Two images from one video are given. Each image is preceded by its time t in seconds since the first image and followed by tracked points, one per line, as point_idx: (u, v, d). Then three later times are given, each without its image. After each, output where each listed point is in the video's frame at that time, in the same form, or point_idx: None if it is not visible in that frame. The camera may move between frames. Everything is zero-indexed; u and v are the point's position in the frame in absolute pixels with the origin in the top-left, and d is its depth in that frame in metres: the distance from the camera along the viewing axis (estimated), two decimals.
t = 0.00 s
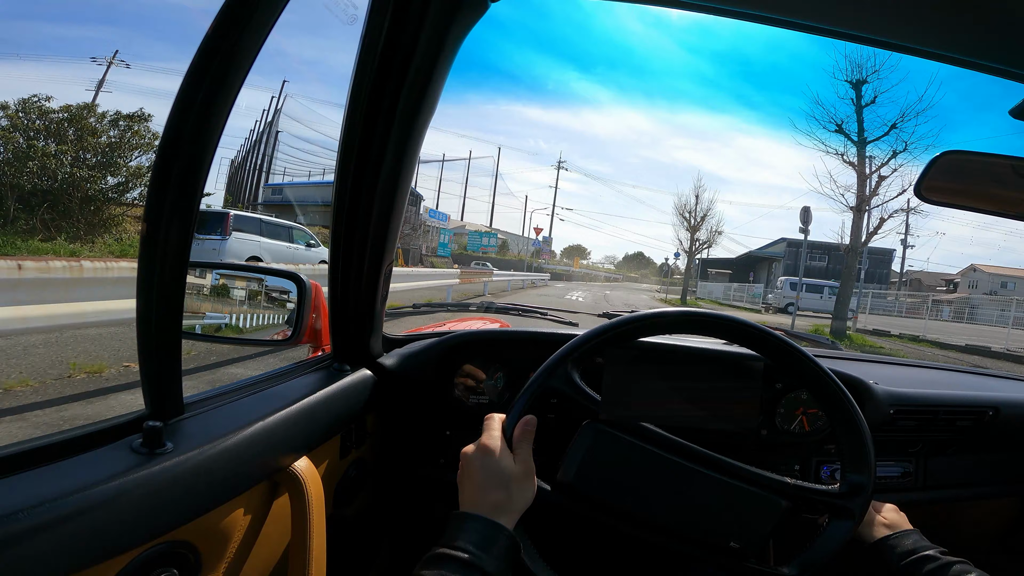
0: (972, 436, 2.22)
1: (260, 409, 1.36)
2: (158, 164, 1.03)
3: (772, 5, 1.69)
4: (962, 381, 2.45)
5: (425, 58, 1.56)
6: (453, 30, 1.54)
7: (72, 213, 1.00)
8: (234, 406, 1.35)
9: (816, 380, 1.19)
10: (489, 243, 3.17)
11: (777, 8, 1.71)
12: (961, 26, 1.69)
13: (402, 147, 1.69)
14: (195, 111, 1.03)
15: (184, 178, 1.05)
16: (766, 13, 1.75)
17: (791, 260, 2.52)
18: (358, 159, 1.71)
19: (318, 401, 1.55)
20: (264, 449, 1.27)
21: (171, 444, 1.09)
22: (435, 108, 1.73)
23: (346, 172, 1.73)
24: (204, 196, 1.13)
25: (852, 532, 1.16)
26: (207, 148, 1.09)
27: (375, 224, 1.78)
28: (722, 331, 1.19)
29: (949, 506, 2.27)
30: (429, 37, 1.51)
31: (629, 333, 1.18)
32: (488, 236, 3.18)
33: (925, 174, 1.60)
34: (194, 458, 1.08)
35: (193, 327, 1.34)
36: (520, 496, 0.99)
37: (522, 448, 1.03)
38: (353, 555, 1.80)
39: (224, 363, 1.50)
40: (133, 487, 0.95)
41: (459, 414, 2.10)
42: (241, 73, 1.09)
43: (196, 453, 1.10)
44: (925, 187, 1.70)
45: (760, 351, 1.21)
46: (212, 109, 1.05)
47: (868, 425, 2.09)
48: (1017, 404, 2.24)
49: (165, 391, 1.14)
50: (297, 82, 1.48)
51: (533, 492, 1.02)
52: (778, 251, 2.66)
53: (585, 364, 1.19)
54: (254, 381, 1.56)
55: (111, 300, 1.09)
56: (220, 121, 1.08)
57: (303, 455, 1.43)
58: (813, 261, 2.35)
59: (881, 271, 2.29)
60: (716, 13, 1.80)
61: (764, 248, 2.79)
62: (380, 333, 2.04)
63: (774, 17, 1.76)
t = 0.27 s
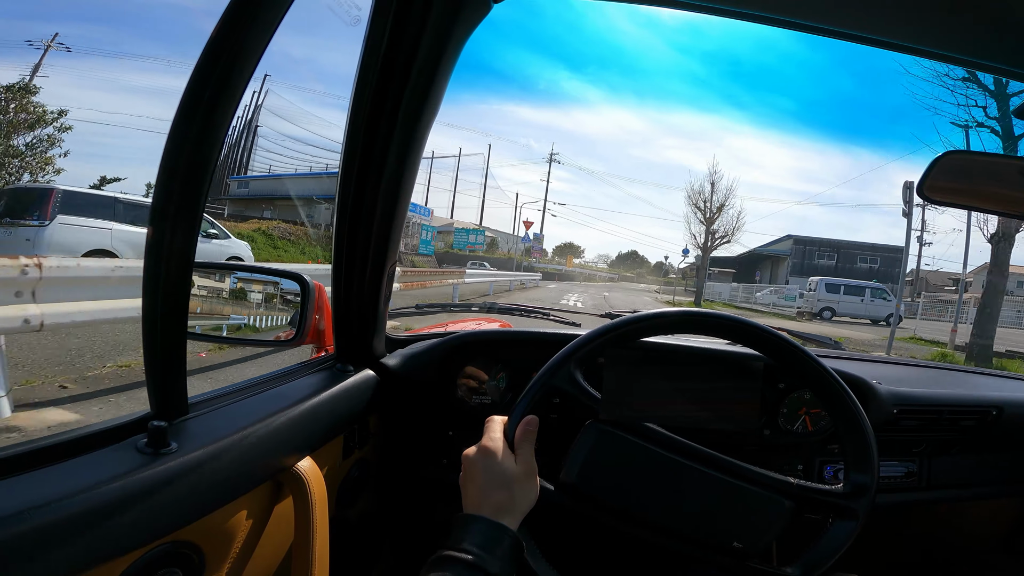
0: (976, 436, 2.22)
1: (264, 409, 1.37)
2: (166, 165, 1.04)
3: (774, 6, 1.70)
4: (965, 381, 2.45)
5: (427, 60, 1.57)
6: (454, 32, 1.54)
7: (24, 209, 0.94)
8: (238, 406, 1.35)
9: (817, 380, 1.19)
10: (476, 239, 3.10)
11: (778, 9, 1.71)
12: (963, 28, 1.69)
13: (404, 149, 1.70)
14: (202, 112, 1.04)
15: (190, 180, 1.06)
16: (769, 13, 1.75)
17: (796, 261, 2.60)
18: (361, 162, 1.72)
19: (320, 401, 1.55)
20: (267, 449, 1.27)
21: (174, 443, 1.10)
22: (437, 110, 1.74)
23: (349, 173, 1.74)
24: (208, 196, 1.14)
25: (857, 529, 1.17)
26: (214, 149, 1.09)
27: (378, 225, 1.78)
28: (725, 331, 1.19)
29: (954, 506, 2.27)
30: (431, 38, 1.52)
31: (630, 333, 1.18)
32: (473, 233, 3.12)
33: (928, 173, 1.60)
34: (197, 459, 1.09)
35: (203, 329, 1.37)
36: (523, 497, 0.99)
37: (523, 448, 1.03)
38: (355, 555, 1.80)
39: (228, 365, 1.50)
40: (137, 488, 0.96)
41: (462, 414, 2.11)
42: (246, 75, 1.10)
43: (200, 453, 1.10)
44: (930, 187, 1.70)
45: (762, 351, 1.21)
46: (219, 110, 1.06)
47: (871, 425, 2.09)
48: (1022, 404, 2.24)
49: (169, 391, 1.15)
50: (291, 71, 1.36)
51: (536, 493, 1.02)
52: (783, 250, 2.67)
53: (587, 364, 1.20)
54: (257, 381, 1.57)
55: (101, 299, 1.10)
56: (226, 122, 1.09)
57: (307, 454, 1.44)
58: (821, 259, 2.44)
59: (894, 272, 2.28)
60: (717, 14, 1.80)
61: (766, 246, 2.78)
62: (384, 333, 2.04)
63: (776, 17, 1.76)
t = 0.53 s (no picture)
0: (977, 439, 2.22)
1: (264, 408, 1.37)
2: (168, 162, 1.03)
3: (778, 7, 1.69)
4: (965, 384, 2.45)
5: (430, 59, 1.57)
6: (457, 30, 1.54)
7: None
8: (238, 403, 1.35)
9: (818, 382, 1.19)
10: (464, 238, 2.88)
11: (782, 10, 1.71)
12: (967, 32, 1.69)
13: (406, 148, 1.70)
14: (205, 108, 1.03)
15: (193, 178, 1.06)
16: (772, 14, 1.74)
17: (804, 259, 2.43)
18: (362, 160, 1.72)
19: (320, 400, 1.55)
20: (267, 447, 1.27)
21: (174, 440, 1.10)
22: (440, 109, 1.74)
23: (351, 172, 1.73)
24: (211, 194, 1.13)
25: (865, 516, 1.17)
26: (217, 146, 1.09)
27: (379, 224, 1.78)
28: (726, 333, 1.19)
29: (954, 508, 2.27)
30: (434, 37, 1.52)
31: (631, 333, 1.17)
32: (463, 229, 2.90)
33: (931, 176, 1.59)
34: (197, 457, 1.08)
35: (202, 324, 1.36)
36: (522, 516, 1.00)
37: (516, 469, 1.04)
38: (354, 554, 1.80)
39: (229, 362, 1.50)
40: (136, 485, 0.95)
41: (463, 413, 2.11)
42: (249, 72, 1.10)
43: (200, 450, 1.10)
44: (932, 189, 1.70)
45: (763, 352, 1.21)
46: (222, 107, 1.06)
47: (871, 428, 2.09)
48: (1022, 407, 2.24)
49: (170, 387, 1.15)
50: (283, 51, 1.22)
51: (535, 511, 1.03)
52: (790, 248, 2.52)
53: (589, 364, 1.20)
54: (258, 378, 1.56)
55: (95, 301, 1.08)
56: (229, 120, 1.09)
57: (307, 452, 1.44)
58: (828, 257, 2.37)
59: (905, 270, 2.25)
60: (720, 15, 1.79)
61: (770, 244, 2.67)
62: (384, 332, 2.04)
63: (780, 18, 1.76)
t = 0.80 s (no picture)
0: (974, 437, 2.22)
1: (261, 407, 1.36)
2: (164, 160, 1.03)
3: (776, 7, 1.69)
4: (963, 383, 2.46)
5: (427, 59, 1.57)
6: (455, 30, 1.54)
7: None
8: (235, 402, 1.35)
9: (814, 381, 1.19)
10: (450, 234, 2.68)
11: (780, 9, 1.71)
12: (964, 31, 1.69)
13: (404, 148, 1.70)
14: (202, 105, 1.03)
15: (189, 176, 1.06)
16: (771, 14, 1.75)
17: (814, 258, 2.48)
18: (360, 160, 1.72)
19: (317, 399, 1.55)
20: (265, 446, 1.27)
21: (171, 440, 1.10)
22: (437, 108, 1.74)
23: (348, 171, 1.74)
24: (207, 192, 1.13)
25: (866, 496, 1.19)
26: (214, 144, 1.09)
27: (377, 223, 1.78)
28: (723, 331, 1.19)
29: (952, 507, 2.28)
30: (431, 37, 1.51)
31: (628, 332, 1.18)
32: (451, 227, 2.72)
33: (928, 175, 1.60)
34: (193, 456, 1.08)
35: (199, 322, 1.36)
36: (522, 536, 1.00)
37: (511, 491, 1.02)
38: (353, 553, 1.80)
39: (226, 360, 1.50)
40: (133, 484, 0.95)
41: (461, 412, 2.12)
42: (246, 70, 1.09)
43: (197, 449, 1.10)
44: (929, 188, 1.70)
45: (759, 351, 1.21)
46: (219, 105, 1.06)
47: (868, 427, 2.10)
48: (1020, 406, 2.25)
49: (167, 387, 1.15)
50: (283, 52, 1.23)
51: (534, 528, 1.03)
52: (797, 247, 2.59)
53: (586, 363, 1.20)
54: (255, 377, 1.56)
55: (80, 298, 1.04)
56: (226, 117, 1.09)
57: (304, 451, 1.44)
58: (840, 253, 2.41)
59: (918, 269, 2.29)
60: (718, 14, 1.80)
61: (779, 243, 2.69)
62: (382, 331, 2.04)
63: (780, 17, 1.76)
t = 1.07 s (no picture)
0: (969, 436, 2.23)
1: (257, 409, 1.36)
2: (159, 160, 1.03)
3: (772, 7, 1.70)
4: (958, 381, 2.46)
5: (424, 60, 1.56)
6: (452, 31, 1.53)
7: None
8: (231, 404, 1.34)
9: (811, 380, 1.19)
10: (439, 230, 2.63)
11: (775, 9, 1.72)
12: (959, 30, 1.70)
13: (400, 149, 1.69)
14: (197, 105, 1.03)
15: (184, 177, 1.05)
16: (766, 14, 1.75)
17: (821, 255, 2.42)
18: (356, 160, 1.72)
19: (313, 401, 1.54)
20: (261, 448, 1.27)
21: (167, 442, 1.09)
22: (434, 109, 1.74)
23: (344, 171, 1.73)
24: (202, 193, 1.13)
25: (861, 507, 1.17)
26: (209, 144, 1.08)
27: (373, 224, 1.78)
28: (720, 331, 1.19)
29: (947, 505, 2.29)
30: (427, 38, 1.51)
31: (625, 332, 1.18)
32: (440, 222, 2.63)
33: (922, 174, 1.60)
34: (189, 458, 1.08)
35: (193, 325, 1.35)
36: (517, 522, 1.00)
37: (511, 476, 1.02)
38: (350, 554, 1.80)
39: (221, 362, 1.50)
40: (127, 486, 0.94)
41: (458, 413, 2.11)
42: (242, 71, 1.09)
43: (192, 452, 1.09)
44: (923, 187, 1.71)
45: (756, 351, 1.21)
46: (214, 105, 1.05)
47: (864, 425, 2.10)
48: (1014, 404, 2.26)
49: (163, 389, 1.14)
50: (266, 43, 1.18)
51: (529, 518, 1.03)
52: (808, 244, 2.52)
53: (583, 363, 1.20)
54: (252, 379, 1.56)
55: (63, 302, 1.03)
56: (221, 118, 1.08)
57: (301, 453, 1.43)
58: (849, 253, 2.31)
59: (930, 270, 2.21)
60: (714, 14, 1.80)
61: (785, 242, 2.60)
62: (378, 331, 2.04)
63: (775, 17, 1.76)
